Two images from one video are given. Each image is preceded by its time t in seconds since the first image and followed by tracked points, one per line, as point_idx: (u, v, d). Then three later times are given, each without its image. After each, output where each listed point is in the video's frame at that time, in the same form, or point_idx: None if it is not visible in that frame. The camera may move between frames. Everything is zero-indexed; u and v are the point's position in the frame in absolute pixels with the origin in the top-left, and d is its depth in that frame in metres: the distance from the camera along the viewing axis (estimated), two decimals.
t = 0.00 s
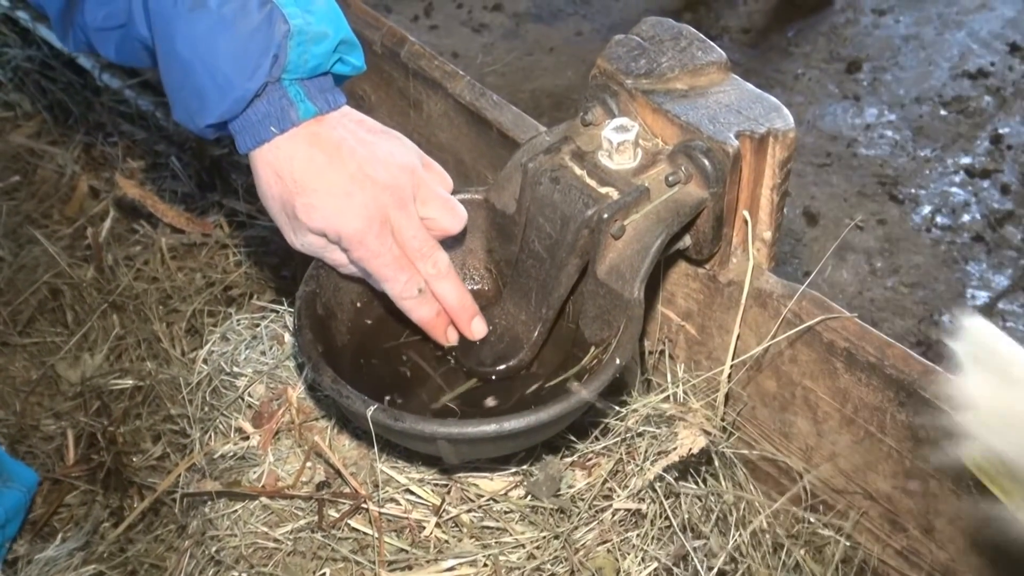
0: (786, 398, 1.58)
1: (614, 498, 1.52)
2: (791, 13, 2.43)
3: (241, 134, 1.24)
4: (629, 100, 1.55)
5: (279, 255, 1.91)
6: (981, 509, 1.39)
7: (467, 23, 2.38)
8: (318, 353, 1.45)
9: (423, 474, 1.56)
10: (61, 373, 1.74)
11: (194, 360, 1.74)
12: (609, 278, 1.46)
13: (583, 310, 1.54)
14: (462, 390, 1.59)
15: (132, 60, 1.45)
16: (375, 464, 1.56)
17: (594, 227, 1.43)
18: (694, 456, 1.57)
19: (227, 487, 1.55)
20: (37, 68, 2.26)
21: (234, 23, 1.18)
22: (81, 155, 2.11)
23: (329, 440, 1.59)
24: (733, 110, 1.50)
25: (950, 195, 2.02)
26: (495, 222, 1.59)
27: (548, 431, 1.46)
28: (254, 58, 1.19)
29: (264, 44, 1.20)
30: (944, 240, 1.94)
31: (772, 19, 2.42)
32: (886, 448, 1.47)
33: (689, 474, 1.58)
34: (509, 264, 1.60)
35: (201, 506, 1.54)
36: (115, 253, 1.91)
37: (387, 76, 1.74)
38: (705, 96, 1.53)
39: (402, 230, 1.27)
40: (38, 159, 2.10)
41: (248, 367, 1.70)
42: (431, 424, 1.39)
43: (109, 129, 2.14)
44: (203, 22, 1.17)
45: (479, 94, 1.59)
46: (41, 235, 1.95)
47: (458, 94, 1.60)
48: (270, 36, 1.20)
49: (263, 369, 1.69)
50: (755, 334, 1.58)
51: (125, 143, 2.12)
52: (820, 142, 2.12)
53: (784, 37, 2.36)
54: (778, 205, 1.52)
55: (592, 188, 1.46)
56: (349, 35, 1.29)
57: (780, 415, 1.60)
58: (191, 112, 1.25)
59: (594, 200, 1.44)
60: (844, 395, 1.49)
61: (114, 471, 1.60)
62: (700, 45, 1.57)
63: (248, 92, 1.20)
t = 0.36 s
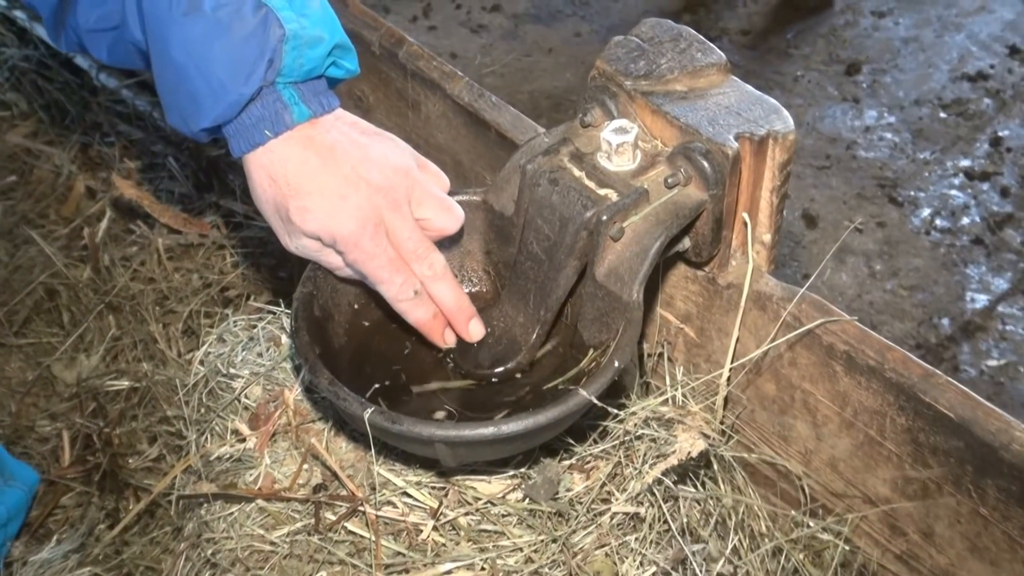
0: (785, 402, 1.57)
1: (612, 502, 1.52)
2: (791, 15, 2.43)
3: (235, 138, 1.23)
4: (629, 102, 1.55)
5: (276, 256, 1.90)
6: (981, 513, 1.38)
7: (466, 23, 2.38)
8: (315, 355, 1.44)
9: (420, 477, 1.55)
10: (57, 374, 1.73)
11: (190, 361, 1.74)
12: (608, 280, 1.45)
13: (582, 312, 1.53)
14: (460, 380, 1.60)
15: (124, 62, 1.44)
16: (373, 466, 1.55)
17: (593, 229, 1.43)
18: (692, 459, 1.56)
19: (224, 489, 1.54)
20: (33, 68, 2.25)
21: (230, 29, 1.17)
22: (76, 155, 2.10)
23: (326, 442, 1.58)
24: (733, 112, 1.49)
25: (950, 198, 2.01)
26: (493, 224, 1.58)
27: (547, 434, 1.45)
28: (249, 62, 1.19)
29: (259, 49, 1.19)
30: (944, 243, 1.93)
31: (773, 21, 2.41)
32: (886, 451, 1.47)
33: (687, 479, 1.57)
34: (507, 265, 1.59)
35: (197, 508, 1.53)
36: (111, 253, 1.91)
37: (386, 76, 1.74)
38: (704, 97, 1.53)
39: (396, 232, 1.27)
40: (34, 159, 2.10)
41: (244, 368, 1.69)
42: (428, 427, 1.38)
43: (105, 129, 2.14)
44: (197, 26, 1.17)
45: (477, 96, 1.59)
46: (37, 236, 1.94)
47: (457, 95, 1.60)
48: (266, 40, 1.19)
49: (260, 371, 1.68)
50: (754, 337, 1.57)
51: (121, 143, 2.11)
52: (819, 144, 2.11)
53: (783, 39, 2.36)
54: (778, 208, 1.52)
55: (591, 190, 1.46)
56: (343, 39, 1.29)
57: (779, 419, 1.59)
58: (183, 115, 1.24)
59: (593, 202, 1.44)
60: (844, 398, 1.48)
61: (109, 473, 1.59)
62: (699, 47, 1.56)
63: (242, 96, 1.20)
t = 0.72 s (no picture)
0: (798, 411, 1.49)
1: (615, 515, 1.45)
2: (801, 6, 2.35)
3: (219, 127, 1.14)
4: (635, 94, 1.47)
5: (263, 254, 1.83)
6: (1005, 529, 1.30)
7: (464, 10, 2.30)
8: (304, 358, 1.37)
9: (413, 487, 1.47)
10: (31, 377, 1.64)
11: (172, 363, 1.65)
12: (612, 282, 1.39)
13: (585, 315, 1.46)
14: (460, 386, 1.50)
15: (96, 47, 1.37)
16: (363, 476, 1.48)
17: (597, 226, 1.36)
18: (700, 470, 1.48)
19: (207, 499, 1.46)
20: (9, 55, 2.17)
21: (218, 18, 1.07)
22: (53, 146, 2.02)
23: (314, 450, 1.51)
24: (744, 105, 1.42)
25: (971, 197, 1.93)
26: (492, 221, 1.50)
27: (548, 442, 1.37)
28: (234, 45, 1.09)
29: (246, 31, 1.10)
30: (965, 244, 1.86)
31: (782, 12, 2.34)
32: (903, 463, 1.39)
33: (695, 491, 1.49)
34: (506, 265, 1.52)
35: (178, 519, 1.46)
36: (89, 251, 1.83)
37: (380, 65, 1.66)
38: (715, 90, 1.45)
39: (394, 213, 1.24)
40: (10, 151, 2.01)
41: (229, 372, 1.62)
42: (423, 434, 1.31)
43: (84, 119, 2.07)
44: (184, 8, 1.07)
45: (476, 86, 1.51)
46: (11, 230, 1.85)
47: (454, 85, 1.52)
48: (252, 22, 1.10)
49: (246, 375, 1.61)
50: (765, 342, 1.49)
51: (100, 134, 2.04)
52: (834, 140, 2.04)
53: (798, 28, 2.29)
54: (791, 206, 1.45)
55: (595, 186, 1.40)
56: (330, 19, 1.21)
57: (792, 428, 1.51)
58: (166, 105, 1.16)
59: (597, 199, 1.37)
60: (860, 407, 1.40)
61: (86, 481, 1.50)
62: (710, 36, 1.48)
63: (228, 83, 1.10)
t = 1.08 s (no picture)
0: (817, 422, 1.39)
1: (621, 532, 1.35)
2: None
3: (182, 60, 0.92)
4: (642, 82, 1.38)
5: (248, 253, 1.74)
6: None
7: None
8: (287, 363, 1.27)
9: (404, 502, 1.38)
10: None
11: (146, 370, 1.57)
12: (618, 282, 1.29)
13: (588, 318, 1.36)
14: (457, 397, 1.40)
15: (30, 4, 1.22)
16: (351, 491, 1.38)
17: (602, 224, 1.27)
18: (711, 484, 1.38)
19: (184, 515, 1.37)
20: None
21: None
22: (19, 134, 1.91)
23: (299, 462, 1.42)
24: (759, 94, 1.32)
25: (1003, 192, 1.83)
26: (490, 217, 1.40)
27: (549, 454, 1.27)
28: None
29: None
30: (996, 243, 1.76)
31: None
32: (929, 477, 1.29)
33: (706, 507, 1.40)
34: (504, 264, 1.42)
35: (152, 536, 1.36)
36: (57, 249, 1.72)
37: (370, 51, 1.57)
38: (728, 78, 1.35)
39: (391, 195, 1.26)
40: None
41: (207, 379, 1.53)
42: (414, 445, 1.21)
43: (52, 107, 1.96)
44: None
45: (472, 74, 1.42)
46: None
47: (449, 73, 1.43)
48: None
49: (225, 383, 1.53)
50: (782, 348, 1.39)
51: (69, 124, 1.93)
52: (856, 131, 1.94)
53: (817, 13, 2.19)
54: (808, 202, 1.35)
55: (600, 180, 1.31)
56: None
57: (811, 439, 1.41)
58: (139, 68, 1.09)
59: (602, 194, 1.28)
60: (882, 417, 1.30)
61: (54, 495, 1.40)
62: (722, 20, 1.38)
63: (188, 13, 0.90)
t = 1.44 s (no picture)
0: (842, 430, 1.28)
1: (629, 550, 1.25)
2: None
3: None
4: (652, 61, 1.27)
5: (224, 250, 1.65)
6: None
7: None
8: (266, 367, 1.16)
9: (394, 517, 1.28)
10: None
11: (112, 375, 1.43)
12: (625, 278, 1.19)
13: (592, 317, 1.25)
14: (450, 405, 1.28)
15: None
16: (336, 505, 1.28)
17: (608, 215, 1.17)
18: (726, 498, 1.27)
19: (155, 531, 1.26)
20: None
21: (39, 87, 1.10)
22: None
23: (279, 474, 1.31)
24: (778, 74, 1.21)
25: None
26: (486, 209, 1.30)
27: (551, 466, 1.16)
28: None
29: None
30: None
31: None
32: (963, 491, 1.18)
33: (721, 522, 1.29)
34: (501, 260, 1.31)
35: (120, 555, 1.25)
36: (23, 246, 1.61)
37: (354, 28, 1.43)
38: (743, 57, 1.25)
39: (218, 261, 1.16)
40: None
41: (179, 384, 1.42)
42: (405, 455, 1.10)
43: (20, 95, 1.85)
44: None
45: (467, 53, 1.32)
46: None
47: (441, 53, 1.33)
48: None
49: (199, 388, 1.41)
50: (803, 350, 1.28)
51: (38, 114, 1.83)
52: (885, 118, 1.84)
53: None
54: (832, 191, 1.24)
55: (605, 168, 1.20)
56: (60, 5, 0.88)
57: (835, 450, 1.30)
58: None
59: (608, 182, 1.18)
60: (913, 425, 1.19)
61: (13, 510, 1.28)
62: None
63: None
